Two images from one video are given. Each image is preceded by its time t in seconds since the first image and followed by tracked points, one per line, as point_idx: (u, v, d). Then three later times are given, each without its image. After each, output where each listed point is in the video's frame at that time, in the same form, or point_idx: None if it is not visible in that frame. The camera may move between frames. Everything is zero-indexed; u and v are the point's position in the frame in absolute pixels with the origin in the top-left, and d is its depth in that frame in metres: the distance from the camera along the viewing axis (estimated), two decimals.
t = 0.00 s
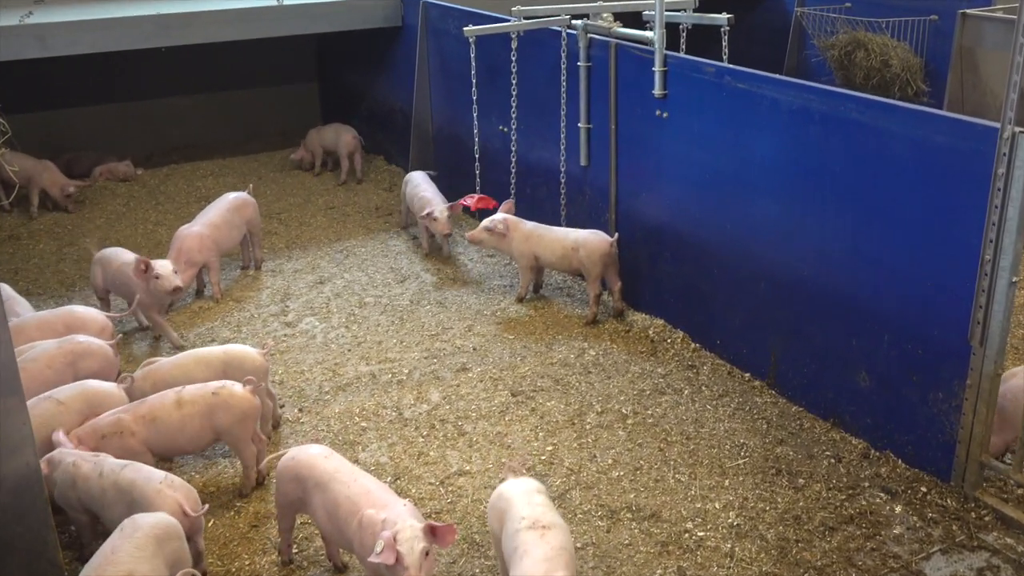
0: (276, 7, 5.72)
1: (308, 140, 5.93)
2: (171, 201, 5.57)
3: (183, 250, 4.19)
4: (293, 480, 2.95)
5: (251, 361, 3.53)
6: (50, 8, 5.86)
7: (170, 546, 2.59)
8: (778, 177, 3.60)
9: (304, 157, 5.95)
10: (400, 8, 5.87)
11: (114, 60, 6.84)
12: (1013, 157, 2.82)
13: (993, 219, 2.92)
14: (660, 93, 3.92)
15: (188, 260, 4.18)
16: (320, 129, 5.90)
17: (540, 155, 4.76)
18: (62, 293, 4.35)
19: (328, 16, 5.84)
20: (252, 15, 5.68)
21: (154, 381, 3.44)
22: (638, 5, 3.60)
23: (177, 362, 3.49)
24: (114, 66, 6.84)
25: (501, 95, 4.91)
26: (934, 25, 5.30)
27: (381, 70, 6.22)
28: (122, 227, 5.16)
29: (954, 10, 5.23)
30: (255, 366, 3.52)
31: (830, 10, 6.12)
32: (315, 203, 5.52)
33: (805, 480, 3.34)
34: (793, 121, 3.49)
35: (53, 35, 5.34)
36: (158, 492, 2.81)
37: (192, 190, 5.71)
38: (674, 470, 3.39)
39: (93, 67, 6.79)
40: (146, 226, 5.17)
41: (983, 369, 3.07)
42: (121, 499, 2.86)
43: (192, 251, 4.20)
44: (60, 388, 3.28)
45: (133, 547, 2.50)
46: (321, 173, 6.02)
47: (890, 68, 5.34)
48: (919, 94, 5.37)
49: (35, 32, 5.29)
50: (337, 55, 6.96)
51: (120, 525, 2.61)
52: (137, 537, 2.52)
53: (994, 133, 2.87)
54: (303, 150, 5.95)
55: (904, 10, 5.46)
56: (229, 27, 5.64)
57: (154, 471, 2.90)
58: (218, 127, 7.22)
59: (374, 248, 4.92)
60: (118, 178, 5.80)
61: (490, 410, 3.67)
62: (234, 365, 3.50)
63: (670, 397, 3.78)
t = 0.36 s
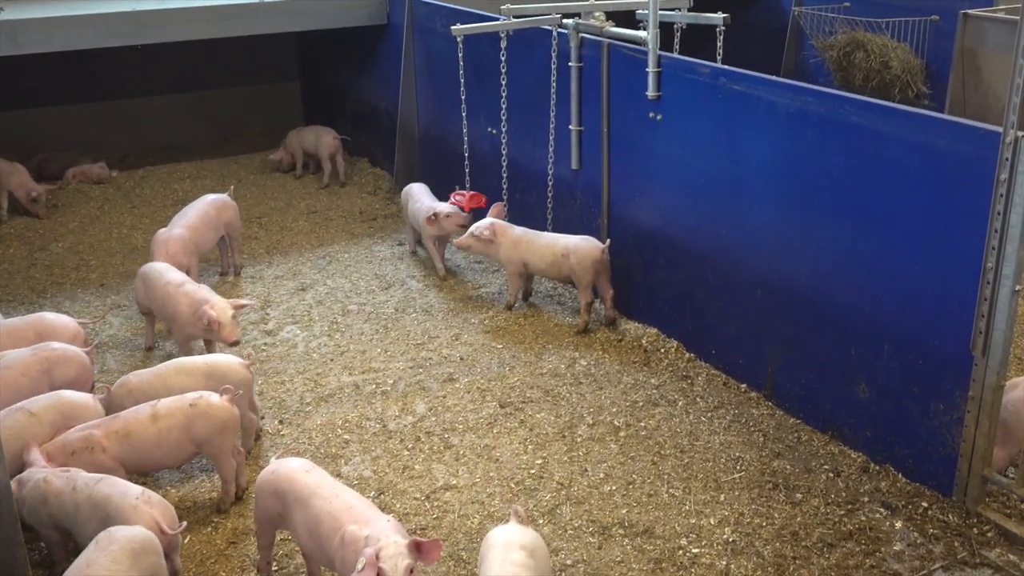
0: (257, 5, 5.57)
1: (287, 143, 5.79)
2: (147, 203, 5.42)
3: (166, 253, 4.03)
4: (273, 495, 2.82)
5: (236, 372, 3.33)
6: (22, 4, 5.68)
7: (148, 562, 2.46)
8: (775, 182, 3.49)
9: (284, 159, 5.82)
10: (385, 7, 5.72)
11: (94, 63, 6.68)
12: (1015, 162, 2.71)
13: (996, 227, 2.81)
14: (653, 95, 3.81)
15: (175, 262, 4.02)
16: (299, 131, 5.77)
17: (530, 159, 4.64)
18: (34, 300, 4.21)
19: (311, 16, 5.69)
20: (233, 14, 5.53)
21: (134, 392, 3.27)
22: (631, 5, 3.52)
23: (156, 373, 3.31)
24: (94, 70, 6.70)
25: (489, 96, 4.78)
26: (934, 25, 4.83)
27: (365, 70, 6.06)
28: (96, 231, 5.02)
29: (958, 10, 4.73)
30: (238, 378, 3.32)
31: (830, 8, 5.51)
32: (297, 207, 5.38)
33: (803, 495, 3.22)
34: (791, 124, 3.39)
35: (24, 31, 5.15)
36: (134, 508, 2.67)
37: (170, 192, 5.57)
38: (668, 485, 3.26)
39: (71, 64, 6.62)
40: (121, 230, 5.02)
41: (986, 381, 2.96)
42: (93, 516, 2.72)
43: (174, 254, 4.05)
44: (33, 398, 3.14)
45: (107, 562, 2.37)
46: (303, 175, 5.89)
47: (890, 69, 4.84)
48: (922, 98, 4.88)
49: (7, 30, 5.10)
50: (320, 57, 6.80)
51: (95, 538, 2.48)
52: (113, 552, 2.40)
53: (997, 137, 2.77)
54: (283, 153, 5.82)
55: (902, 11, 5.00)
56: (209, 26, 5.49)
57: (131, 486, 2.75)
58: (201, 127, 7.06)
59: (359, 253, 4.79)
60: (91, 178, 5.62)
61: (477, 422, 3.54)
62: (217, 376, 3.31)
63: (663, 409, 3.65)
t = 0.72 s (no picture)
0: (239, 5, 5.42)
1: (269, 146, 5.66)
2: (126, 207, 5.28)
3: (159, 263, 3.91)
4: (255, 512, 2.70)
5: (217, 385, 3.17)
6: None
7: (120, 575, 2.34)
8: (772, 189, 3.39)
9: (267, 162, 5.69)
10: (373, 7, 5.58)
11: (77, 68, 6.57)
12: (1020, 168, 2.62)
13: (999, 236, 2.72)
14: (648, 99, 3.70)
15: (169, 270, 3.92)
16: (281, 133, 5.62)
17: (521, 165, 4.52)
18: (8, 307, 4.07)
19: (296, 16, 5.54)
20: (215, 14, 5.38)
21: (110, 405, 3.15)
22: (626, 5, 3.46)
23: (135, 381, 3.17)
24: (77, 76, 6.59)
25: (478, 98, 4.65)
26: (937, 29, 4.74)
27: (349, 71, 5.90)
28: (73, 236, 4.88)
29: (959, 13, 4.64)
30: (219, 391, 3.16)
31: (831, 11, 5.35)
32: (280, 212, 5.25)
33: (802, 511, 3.11)
34: (790, 129, 3.29)
35: None
36: (116, 525, 2.55)
37: (150, 197, 5.43)
38: (662, 500, 3.15)
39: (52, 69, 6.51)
40: (98, 236, 4.88)
41: (989, 395, 2.86)
42: (70, 530, 2.59)
43: (166, 263, 3.93)
44: (9, 411, 3.02)
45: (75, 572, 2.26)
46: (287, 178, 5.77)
47: (891, 73, 4.76)
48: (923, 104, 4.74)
49: None
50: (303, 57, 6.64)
51: (66, 548, 2.37)
52: (81, 562, 2.29)
53: (1001, 143, 2.68)
54: (266, 156, 5.69)
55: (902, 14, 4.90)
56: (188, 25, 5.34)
57: (110, 501, 2.63)
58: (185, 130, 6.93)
59: (344, 260, 4.66)
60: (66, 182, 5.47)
61: (466, 436, 3.42)
62: (194, 390, 3.16)
63: (658, 422, 3.54)
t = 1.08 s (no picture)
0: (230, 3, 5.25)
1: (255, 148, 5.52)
2: (108, 210, 5.14)
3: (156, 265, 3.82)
4: (240, 525, 2.58)
5: (202, 393, 3.06)
6: None
7: None
8: (776, 195, 3.28)
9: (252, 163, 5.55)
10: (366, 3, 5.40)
11: (66, 66, 6.45)
12: None
13: (1009, 245, 2.63)
14: (649, 102, 3.60)
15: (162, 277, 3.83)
16: (267, 135, 5.48)
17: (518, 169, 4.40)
18: None
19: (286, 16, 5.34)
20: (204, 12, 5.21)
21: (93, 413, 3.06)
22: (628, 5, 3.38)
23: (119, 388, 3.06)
24: (64, 75, 6.47)
25: (473, 100, 4.53)
26: (946, 31, 4.66)
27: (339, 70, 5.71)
28: (54, 239, 4.75)
29: (969, 15, 4.54)
30: (203, 399, 3.06)
31: (836, 11, 5.29)
32: (267, 216, 5.12)
33: (806, 527, 3.00)
34: (794, 133, 3.18)
35: None
36: (111, 539, 2.47)
37: (132, 200, 5.29)
38: (661, 515, 3.03)
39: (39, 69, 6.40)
40: (80, 239, 4.75)
41: (998, 408, 2.76)
42: (58, 546, 2.50)
43: (161, 266, 3.85)
44: None
45: None
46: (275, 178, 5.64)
47: (898, 76, 4.68)
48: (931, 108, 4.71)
49: None
50: (292, 59, 6.41)
51: (45, 562, 2.31)
52: None
53: (1013, 150, 2.59)
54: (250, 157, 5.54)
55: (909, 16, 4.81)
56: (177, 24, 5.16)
57: (102, 513, 2.55)
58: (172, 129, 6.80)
59: (334, 265, 4.52)
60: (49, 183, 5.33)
61: (459, 448, 3.31)
62: (176, 398, 3.04)
63: (657, 435, 3.43)
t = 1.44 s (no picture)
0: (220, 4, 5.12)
1: (237, 150, 5.33)
2: (93, 213, 4.96)
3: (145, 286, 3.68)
4: (229, 539, 2.48)
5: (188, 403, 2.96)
6: None
7: None
8: (780, 199, 3.19)
9: (233, 164, 5.37)
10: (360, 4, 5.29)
11: (49, 65, 6.13)
12: None
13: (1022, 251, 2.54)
14: (650, 103, 3.50)
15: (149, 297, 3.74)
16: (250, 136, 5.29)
17: (514, 173, 4.29)
18: None
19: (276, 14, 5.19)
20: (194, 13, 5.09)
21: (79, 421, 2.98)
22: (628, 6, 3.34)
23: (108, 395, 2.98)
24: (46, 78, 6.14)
25: (468, 102, 4.42)
26: (955, 30, 4.59)
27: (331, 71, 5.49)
28: (36, 243, 4.63)
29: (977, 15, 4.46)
30: (189, 410, 2.95)
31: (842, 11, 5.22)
32: (257, 221, 4.91)
33: (812, 541, 2.90)
34: (800, 136, 3.09)
35: None
36: (104, 543, 2.42)
37: (114, 203, 5.08)
38: (663, 529, 2.93)
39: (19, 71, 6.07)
40: (63, 243, 4.63)
41: (1011, 420, 2.67)
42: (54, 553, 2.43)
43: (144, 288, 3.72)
44: None
45: None
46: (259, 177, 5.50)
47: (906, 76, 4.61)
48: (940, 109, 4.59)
49: None
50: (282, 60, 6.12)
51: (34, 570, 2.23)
52: None
53: None
54: (231, 159, 5.35)
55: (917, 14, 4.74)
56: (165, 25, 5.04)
57: (95, 518, 2.49)
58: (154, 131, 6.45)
59: (326, 270, 4.41)
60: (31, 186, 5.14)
61: (454, 460, 3.20)
62: (162, 407, 2.93)
63: (659, 446, 3.32)
